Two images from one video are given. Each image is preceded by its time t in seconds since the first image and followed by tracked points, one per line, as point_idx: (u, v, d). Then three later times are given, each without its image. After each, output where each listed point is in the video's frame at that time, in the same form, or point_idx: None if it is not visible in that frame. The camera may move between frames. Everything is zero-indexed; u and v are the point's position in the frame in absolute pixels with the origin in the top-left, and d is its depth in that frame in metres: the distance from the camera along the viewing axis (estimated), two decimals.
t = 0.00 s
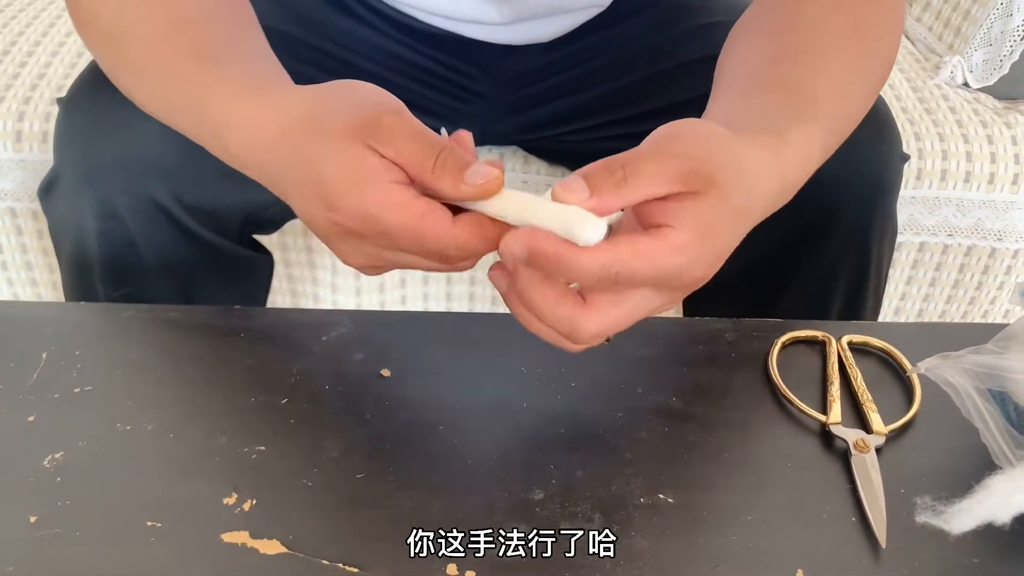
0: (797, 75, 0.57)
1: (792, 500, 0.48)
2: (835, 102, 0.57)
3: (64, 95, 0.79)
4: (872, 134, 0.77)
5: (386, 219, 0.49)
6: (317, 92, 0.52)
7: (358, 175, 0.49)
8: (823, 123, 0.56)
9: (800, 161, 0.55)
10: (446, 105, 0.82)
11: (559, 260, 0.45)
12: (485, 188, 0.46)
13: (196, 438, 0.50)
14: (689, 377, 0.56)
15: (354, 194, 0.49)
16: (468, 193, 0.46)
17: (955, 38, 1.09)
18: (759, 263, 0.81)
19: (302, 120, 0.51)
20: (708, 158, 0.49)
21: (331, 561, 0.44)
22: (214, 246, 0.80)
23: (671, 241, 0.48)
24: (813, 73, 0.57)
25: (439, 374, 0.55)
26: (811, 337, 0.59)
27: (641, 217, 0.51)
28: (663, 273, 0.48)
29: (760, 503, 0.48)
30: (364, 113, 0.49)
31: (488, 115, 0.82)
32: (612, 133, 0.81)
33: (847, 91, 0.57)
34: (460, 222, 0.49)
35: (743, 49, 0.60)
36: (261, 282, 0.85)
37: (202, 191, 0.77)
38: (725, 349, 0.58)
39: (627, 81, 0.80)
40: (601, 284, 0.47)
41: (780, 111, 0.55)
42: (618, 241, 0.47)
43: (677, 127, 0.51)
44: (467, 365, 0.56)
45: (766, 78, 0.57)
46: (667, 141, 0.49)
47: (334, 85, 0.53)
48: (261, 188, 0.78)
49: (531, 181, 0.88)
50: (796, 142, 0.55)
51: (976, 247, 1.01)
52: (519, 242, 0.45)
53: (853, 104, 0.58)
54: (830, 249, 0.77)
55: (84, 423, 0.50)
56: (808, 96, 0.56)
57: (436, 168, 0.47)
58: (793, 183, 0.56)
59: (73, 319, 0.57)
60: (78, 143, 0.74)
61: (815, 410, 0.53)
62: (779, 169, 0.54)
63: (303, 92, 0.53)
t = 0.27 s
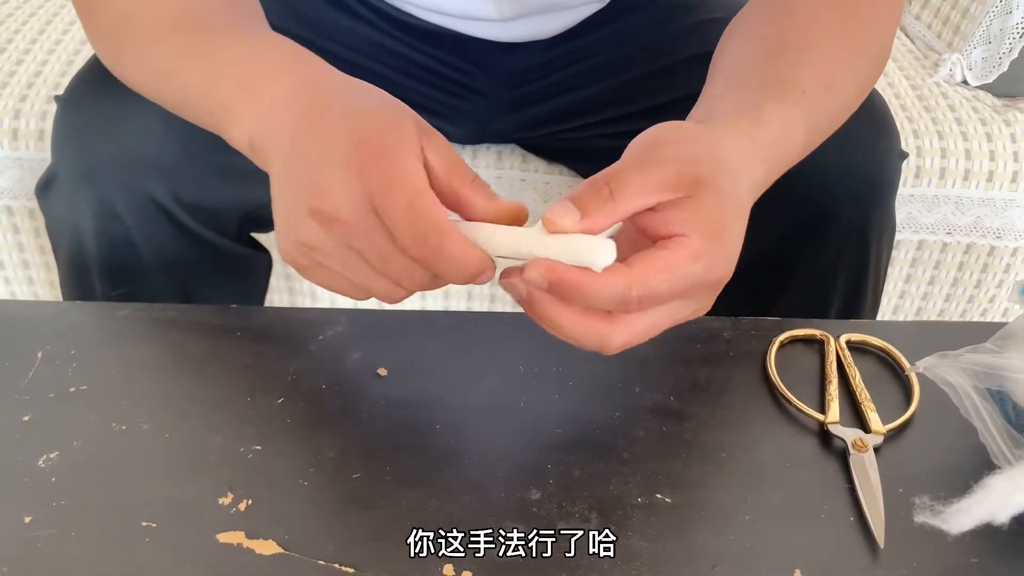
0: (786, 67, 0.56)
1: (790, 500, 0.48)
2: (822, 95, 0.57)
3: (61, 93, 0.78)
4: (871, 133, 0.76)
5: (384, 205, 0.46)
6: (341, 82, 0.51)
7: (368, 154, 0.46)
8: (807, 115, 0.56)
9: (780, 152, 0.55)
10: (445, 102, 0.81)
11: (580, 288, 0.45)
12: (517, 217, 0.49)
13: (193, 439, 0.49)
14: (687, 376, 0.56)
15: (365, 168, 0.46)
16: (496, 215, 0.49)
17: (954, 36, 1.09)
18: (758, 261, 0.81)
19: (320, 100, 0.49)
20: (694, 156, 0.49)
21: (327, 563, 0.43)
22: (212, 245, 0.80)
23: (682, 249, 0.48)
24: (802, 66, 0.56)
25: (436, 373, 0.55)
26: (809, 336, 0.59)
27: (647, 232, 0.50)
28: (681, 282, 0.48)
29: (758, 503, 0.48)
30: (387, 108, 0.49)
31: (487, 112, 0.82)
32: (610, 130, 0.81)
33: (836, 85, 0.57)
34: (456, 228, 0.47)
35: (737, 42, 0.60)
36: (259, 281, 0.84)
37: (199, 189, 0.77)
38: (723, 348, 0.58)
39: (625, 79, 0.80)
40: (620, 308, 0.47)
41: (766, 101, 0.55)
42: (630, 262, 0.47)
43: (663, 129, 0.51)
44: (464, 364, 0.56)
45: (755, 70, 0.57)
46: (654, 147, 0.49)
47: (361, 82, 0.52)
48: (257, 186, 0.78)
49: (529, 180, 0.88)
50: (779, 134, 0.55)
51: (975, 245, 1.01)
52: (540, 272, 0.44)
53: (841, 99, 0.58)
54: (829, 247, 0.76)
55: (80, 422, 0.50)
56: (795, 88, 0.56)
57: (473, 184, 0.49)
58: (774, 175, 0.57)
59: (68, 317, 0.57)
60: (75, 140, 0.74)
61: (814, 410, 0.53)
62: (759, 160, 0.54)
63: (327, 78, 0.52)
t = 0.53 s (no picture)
0: (785, 51, 0.57)
1: (794, 498, 0.48)
2: (823, 76, 0.56)
3: (61, 89, 0.78)
4: (875, 129, 0.76)
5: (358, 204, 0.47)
6: (330, 82, 0.52)
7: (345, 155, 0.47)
8: (809, 96, 0.56)
9: (781, 131, 0.55)
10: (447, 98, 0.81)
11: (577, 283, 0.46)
12: (481, 200, 0.45)
13: (193, 437, 0.49)
14: (690, 374, 0.56)
15: (338, 167, 0.47)
16: (460, 199, 0.46)
17: (957, 32, 1.09)
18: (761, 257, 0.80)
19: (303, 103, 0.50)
20: (681, 137, 0.49)
21: (328, 562, 0.43)
22: (213, 242, 0.79)
23: (673, 228, 0.47)
24: (802, 49, 0.56)
25: (438, 371, 0.55)
26: (813, 333, 0.58)
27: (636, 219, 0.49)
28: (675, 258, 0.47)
29: (762, 501, 0.48)
30: (360, 106, 0.49)
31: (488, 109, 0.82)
32: (612, 127, 0.81)
33: (837, 65, 0.57)
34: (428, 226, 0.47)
35: (738, 32, 0.61)
36: (260, 278, 0.84)
37: (200, 185, 0.76)
38: (726, 345, 0.58)
39: (628, 75, 0.79)
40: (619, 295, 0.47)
41: (765, 84, 0.55)
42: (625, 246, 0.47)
43: (650, 117, 0.51)
44: (466, 362, 0.56)
45: (754, 56, 0.57)
46: (639, 134, 0.49)
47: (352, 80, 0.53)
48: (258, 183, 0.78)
49: (531, 177, 0.88)
50: (779, 114, 0.54)
51: (978, 242, 1.01)
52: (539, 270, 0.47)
53: (845, 79, 0.57)
54: (832, 244, 0.76)
55: (80, 420, 0.50)
56: (795, 69, 0.56)
57: (437, 173, 0.48)
58: (776, 157, 0.56)
59: (68, 315, 0.57)
60: (75, 137, 0.74)
61: (818, 407, 0.53)
62: (756, 137, 0.53)
63: (315, 79, 0.52)
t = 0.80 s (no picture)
0: (799, 55, 0.56)
1: (803, 497, 0.48)
2: (840, 85, 0.56)
3: (65, 86, 0.78)
4: (882, 126, 0.76)
5: (415, 205, 0.48)
6: (322, 82, 0.52)
7: (378, 167, 0.48)
8: (826, 105, 0.56)
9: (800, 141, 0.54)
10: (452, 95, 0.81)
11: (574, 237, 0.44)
12: (493, 169, 0.44)
13: (198, 436, 0.49)
14: (697, 372, 0.55)
15: (376, 176, 0.49)
16: (476, 172, 0.45)
17: (964, 29, 1.08)
18: (767, 255, 0.80)
19: (311, 115, 0.51)
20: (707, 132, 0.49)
21: (335, 563, 0.43)
22: (218, 240, 0.79)
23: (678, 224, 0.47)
24: (818, 56, 0.56)
25: (444, 369, 0.55)
26: (821, 331, 0.58)
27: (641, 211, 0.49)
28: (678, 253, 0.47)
29: (770, 500, 0.47)
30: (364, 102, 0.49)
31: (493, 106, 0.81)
32: (617, 124, 0.81)
33: (850, 71, 0.56)
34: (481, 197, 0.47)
35: (750, 32, 0.61)
36: (265, 275, 0.84)
37: (205, 182, 0.76)
38: (734, 344, 0.57)
39: (633, 72, 0.79)
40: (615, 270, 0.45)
41: (782, 92, 0.55)
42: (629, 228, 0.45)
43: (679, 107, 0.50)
44: (472, 360, 0.55)
45: (768, 59, 0.57)
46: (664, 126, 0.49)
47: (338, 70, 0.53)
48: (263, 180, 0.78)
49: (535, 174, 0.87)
50: (793, 119, 0.54)
51: (985, 239, 1.00)
52: (533, 223, 0.45)
53: (859, 87, 0.57)
54: (840, 242, 0.76)
55: (85, 418, 0.50)
56: (808, 75, 0.56)
57: (446, 151, 0.46)
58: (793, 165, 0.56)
59: (72, 313, 0.56)
60: (79, 135, 0.73)
61: (826, 406, 0.52)
62: (778, 147, 0.53)
63: (309, 82, 0.53)
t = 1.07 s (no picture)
0: (787, 46, 0.56)
1: (803, 494, 0.47)
2: (827, 76, 0.56)
3: (65, 83, 0.78)
4: (884, 123, 0.75)
5: (408, 202, 0.47)
6: (347, 77, 0.52)
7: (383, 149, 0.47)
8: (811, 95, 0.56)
9: (780, 128, 0.54)
10: (452, 91, 0.81)
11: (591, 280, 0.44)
12: (512, 187, 0.45)
13: (197, 433, 0.49)
14: (698, 369, 0.55)
15: (374, 166, 0.47)
16: (491, 186, 0.46)
17: (966, 24, 1.08)
18: (769, 252, 0.80)
19: (330, 99, 0.51)
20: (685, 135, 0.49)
21: (333, 560, 0.43)
22: (218, 237, 0.79)
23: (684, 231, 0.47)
24: (805, 48, 0.56)
25: (444, 366, 0.54)
26: (822, 328, 0.58)
27: (641, 217, 0.48)
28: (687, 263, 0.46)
29: (771, 497, 0.47)
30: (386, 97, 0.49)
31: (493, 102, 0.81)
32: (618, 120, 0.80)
33: (838, 63, 0.56)
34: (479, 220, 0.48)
35: (741, 25, 0.60)
36: (265, 272, 0.84)
37: (205, 179, 0.76)
38: (734, 340, 0.57)
39: (634, 68, 0.79)
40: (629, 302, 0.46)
41: (767, 80, 0.55)
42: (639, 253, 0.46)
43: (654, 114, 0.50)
44: (472, 357, 0.55)
45: (757, 51, 0.57)
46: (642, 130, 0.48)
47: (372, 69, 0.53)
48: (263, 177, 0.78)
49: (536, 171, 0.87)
50: (780, 111, 0.54)
51: (987, 236, 1.00)
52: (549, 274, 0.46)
53: (847, 77, 0.57)
54: (841, 239, 0.76)
55: (84, 415, 0.49)
56: (795, 66, 0.56)
57: (468, 159, 0.47)
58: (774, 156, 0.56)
59: (70, 310, 0.56)
60: (78, 132, 0.73)
61: (827, 403, 0.52)
62: (758, 136, 0.53)
63: (335, 74, 0.52)
